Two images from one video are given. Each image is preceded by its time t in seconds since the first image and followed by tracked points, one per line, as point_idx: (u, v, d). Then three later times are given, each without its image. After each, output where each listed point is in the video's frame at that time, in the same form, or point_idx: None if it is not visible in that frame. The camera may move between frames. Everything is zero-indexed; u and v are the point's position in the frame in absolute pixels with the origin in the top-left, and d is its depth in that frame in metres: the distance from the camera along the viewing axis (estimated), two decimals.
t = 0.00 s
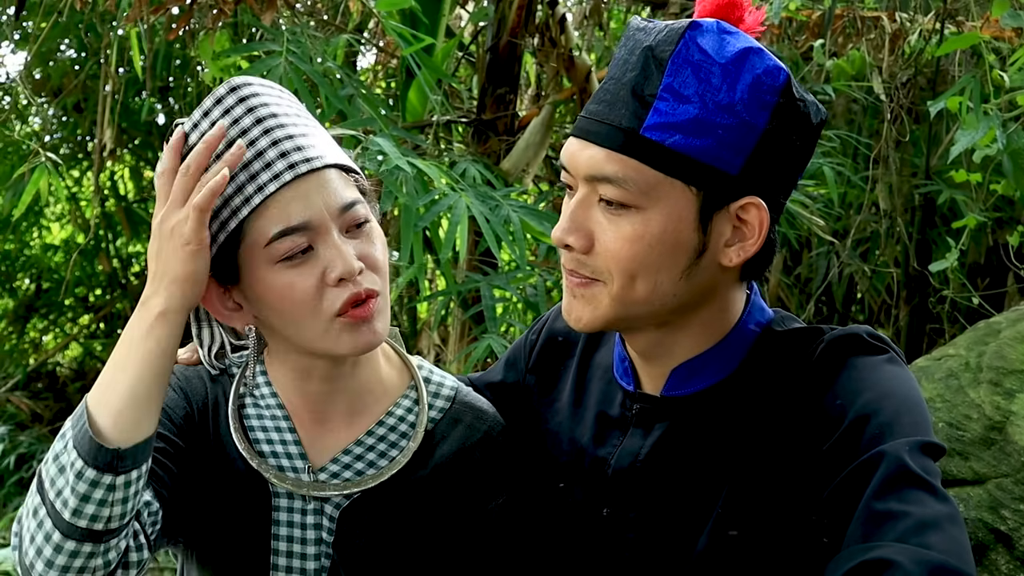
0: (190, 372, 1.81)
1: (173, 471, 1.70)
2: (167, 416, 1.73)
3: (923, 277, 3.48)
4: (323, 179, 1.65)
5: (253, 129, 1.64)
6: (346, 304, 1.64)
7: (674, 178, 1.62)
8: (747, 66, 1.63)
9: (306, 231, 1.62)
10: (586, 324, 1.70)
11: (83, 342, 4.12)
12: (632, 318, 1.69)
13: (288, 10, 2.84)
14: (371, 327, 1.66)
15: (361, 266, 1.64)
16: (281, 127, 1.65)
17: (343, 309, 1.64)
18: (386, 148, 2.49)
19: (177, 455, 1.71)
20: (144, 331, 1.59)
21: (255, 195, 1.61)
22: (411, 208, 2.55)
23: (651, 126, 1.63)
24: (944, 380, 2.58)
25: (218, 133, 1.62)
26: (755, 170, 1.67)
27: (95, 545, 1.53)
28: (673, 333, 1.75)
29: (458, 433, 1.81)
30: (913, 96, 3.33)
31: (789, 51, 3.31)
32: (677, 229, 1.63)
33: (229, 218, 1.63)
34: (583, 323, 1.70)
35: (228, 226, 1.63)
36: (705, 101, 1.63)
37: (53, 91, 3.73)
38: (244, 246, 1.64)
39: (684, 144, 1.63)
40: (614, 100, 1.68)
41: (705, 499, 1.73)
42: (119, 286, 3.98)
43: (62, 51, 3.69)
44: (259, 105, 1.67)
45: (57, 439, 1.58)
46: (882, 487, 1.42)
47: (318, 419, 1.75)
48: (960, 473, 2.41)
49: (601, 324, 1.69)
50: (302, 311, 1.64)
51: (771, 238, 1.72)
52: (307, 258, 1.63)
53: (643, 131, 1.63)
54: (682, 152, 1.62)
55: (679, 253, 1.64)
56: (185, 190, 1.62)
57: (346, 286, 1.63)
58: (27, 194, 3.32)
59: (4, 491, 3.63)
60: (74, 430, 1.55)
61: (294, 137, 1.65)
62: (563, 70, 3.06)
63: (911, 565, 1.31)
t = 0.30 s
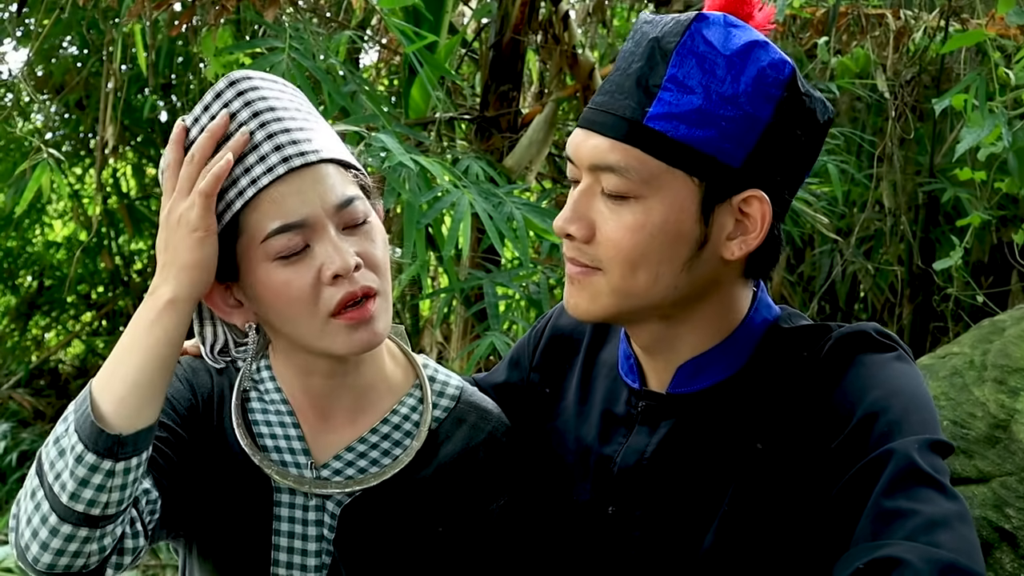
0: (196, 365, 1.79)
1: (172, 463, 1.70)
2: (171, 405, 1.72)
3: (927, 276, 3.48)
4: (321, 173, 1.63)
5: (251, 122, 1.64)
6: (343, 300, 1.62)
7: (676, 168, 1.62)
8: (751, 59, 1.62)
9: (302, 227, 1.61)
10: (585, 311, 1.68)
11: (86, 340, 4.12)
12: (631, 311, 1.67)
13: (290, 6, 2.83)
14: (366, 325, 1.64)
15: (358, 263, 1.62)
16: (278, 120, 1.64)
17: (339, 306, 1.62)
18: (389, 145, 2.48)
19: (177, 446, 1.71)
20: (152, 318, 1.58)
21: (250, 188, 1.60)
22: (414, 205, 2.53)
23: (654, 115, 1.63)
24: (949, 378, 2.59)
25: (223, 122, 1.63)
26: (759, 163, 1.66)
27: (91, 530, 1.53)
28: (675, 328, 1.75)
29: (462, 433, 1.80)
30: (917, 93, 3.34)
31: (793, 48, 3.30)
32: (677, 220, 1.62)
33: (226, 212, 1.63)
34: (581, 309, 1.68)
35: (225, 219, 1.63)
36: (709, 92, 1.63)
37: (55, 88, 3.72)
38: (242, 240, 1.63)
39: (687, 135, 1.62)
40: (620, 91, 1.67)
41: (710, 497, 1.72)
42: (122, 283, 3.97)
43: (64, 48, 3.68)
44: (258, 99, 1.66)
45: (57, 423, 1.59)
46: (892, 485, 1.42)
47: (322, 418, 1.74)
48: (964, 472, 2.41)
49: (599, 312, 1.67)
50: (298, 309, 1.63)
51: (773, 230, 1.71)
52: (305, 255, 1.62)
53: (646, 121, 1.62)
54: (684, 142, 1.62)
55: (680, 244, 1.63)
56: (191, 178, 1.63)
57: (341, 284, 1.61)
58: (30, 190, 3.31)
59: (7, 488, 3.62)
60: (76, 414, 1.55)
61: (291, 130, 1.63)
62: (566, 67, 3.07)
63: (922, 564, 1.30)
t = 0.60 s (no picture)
0: (201, 354, 1.80)
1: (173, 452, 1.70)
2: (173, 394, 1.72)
3: (932, 274, 3.51)
4: (325, 176, 1.62)
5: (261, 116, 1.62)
6: (337, 308, 1.61)
7: (682, 154, 1.61)
8: (766, 55, 1.62)
9: (300, 231, 1.60)
10: (581, 291, 1.68)
11: (89, 336, 4.11)
12: (625, 296, 1.67)
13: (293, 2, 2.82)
14: (358, 334, 1.63)
15: (354, 271, 1.61)
16: (288, 116, 1.63)
17: (332, 314, 1.61)
18: (392, 141, 2.47)
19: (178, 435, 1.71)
20: (156, 303, 1.59)
21: (252, 182, 1.60)
22: (417, 201, 2.53)
23: (665, 100, 1.62)
24: (954, 376, 2.60)
25: (232, 112, 1.63)
26: (766, 157, 1.65)
27: (86, 511, 1.53)
28: (678, 320, 1.74)
29: (467, 431, 1.79)
30: (921, 90, 3.33)
31: (798, 44, 3.28)
32: (676, 205, 1.62)
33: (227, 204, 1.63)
34: (576, 290, 1.69)
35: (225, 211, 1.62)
36: (719, 82, 1.62)
37: (58, 85, 3.71)
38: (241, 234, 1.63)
39: (696, 122, 1.62)
40: (637, 74, 1.67)
41: (716, 494, 1.72)
42: (125, 280, 3.97)
43: (67, 44, 3.67)
44: (270, 91, 1.65)
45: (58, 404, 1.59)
46: (900, 483, 1.41)
47: (325, 414, 1.74)
48: (969, 470, 2.42)
49: (592, 294, 1.67)
50: (292, 313, 1.62)
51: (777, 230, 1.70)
52: (301, 259, 1.60)
53: (656, 104, 1.62)
54: (691, 129, 1.61)
55: (676, 229, 1.62)
56: (196, 167, 1.63)
57: (335, 292, 1.60)
58: (32, 186, 3.30)
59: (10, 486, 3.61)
60: (77, 394, 1.55)
61: (299, 128, 1.62)
62: (569, 63, 3.05)
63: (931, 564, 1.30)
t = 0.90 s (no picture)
0: (209, 348, 1.81)
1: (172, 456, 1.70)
2: (174, 394, 1.72)
3: (937, 271, 3.47)
4: (347, 166, 1.63)
5: (306, 92, 1.64)
6: (326, 295, 1.61)
7: (674, 160, 1.61)
8: (754, 53, 1.61)
9: (307, 208, 1.61)
10: (584, 300, 1.68)
11: (94, 334, 4.11)
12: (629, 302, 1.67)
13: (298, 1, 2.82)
14: (347, 324, 1.63)
15: (351, 263, 1.61)
16: (331, 99, 1.64)
17: (323, 299, 1.62)
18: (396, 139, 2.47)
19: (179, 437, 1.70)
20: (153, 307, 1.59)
21: (274, 152, 1.62)
22: (421, 199, 2.52)
23: (655, 107, 1.62)
24: (960, 374, 2.61)
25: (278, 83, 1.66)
26: (761, 158, 1.64)
27: (85, 521, 1.53)
28: (682, 317, 1.74)
29: (470, 427, 1.78)
30: (926, 88, 3.30)
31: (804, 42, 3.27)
32: (672, 213, 1.61)
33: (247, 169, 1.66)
34: (579, 298, 1.68)
35: (244, 175, 1.65)
36: (708, 85, 1.62)
37: (62, 83, 3.70)
38: (255, 201, 1.65)
39: (686, 126, 1.62)
40: (627, 82, 1.67)
41: (723, 491, 1.71)
42: (129, 278, 3.98)
43: (71, 43, 3.67)
44: (321, 73, 1.66)
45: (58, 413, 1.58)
46: (912, 479, 1.41)
47: (326, 407, 1.75)
48: (976, 467, 2.44)
49: (596, 303, 1.67)
50: (286, 290, 1.63)
51: (777, 224, 1.71)
52: (303, 238, 1.62)
53: (646, 112, 1.62)
54: (683, 134, 1.62)
55: (678, 236, 1.63)
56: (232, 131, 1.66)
57: (328, 277, 1.60)
58: (36, 183, 3.30)
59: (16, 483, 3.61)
60: (76, 404, 1.55)
61: (338, 114, 1.64)
62: (574, 61, 3.07)
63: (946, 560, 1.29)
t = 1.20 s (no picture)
0: (182, 374, 1.75)
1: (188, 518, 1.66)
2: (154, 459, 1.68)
3: (943, 270, 3.47)
4: (385, 155, 1.68)
5: (363, 80, 1.72)
6: (336, 269, 1.62)
7: (671, 160, 1.62)
8: (750, 53, 1.62)
9: (335, 182, 1.65)
10: (578, 297, 1.69)
11: (100, 334, 4.12)
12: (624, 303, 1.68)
13: None
14: (354, 303, 1.63)
15: (367, 243, 1.62)
16: (383, 90, 1.71)
17: (332, 273, 1.63)
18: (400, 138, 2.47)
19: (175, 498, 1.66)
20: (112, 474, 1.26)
21: (321, 126, 1.69)
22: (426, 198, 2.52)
23: (651, 105, 1.63)
24: (966, 372, 2.64)
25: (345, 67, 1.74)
26: (756, 159, 1.65)
27: None
28: (679, 316, 1.74)
29: (474, 425, 1.77)
30: (931, 87, 3.30)
31: (809, 41, 3.26)
32: (668, 211, 1.62)
33: (294, 143, 1.73)
34: (574, 296, 1.69)
35: (290, 146, 1.72)
36: (705, 84, 1.63)
37: (69, 83, 3.72)
38: (291, 172, 1.71)
39: (683, 125, 1.62)
40: (625, 79, 1.67)
41: (724, 491, 1.71)
42: (135, 278, 3.97)
43: (78, 43, 3.68)
44: (382, 69, 1.74)
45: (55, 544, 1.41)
46: (910, 477, 1.41)
47: (328, 402, 1.74)
48: (982, 466, 2.44)
49: (590, 303, 1.68)
50: (300, 260, 1.65)
51: (772, 225, 1.70)
52: (326, 211, 1.66)
53: (642, 110, 1.63)
54: (679, 133, 1.62)
55: (670, 234, 1.63)
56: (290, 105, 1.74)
57: (342, 251, 1.62)
58: (44, 182, 3.30)
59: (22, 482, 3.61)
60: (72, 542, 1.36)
61: (388, 105, 1.70)
62: (580, 60, 3.12)
63: (944, 559, 1.29)
